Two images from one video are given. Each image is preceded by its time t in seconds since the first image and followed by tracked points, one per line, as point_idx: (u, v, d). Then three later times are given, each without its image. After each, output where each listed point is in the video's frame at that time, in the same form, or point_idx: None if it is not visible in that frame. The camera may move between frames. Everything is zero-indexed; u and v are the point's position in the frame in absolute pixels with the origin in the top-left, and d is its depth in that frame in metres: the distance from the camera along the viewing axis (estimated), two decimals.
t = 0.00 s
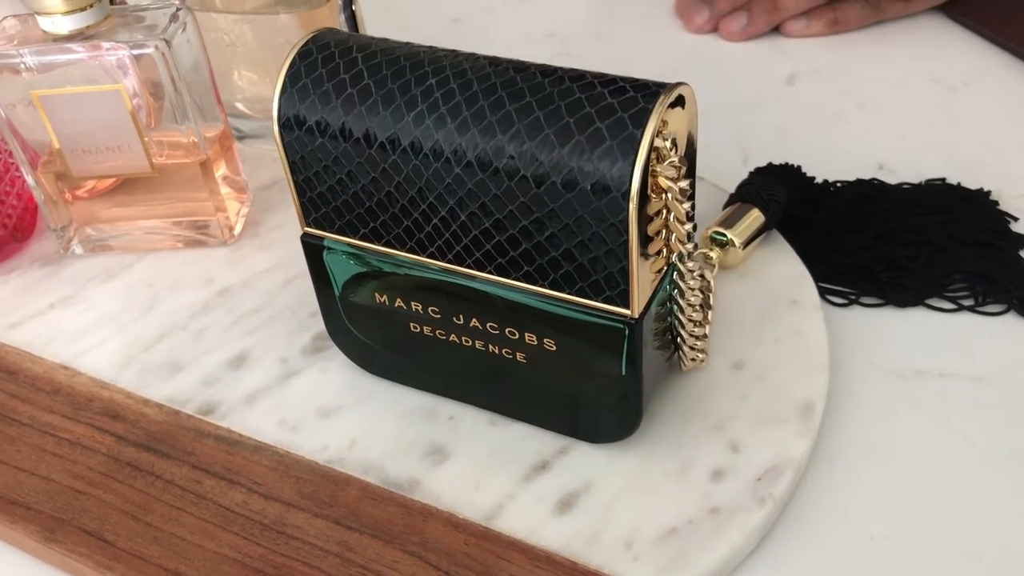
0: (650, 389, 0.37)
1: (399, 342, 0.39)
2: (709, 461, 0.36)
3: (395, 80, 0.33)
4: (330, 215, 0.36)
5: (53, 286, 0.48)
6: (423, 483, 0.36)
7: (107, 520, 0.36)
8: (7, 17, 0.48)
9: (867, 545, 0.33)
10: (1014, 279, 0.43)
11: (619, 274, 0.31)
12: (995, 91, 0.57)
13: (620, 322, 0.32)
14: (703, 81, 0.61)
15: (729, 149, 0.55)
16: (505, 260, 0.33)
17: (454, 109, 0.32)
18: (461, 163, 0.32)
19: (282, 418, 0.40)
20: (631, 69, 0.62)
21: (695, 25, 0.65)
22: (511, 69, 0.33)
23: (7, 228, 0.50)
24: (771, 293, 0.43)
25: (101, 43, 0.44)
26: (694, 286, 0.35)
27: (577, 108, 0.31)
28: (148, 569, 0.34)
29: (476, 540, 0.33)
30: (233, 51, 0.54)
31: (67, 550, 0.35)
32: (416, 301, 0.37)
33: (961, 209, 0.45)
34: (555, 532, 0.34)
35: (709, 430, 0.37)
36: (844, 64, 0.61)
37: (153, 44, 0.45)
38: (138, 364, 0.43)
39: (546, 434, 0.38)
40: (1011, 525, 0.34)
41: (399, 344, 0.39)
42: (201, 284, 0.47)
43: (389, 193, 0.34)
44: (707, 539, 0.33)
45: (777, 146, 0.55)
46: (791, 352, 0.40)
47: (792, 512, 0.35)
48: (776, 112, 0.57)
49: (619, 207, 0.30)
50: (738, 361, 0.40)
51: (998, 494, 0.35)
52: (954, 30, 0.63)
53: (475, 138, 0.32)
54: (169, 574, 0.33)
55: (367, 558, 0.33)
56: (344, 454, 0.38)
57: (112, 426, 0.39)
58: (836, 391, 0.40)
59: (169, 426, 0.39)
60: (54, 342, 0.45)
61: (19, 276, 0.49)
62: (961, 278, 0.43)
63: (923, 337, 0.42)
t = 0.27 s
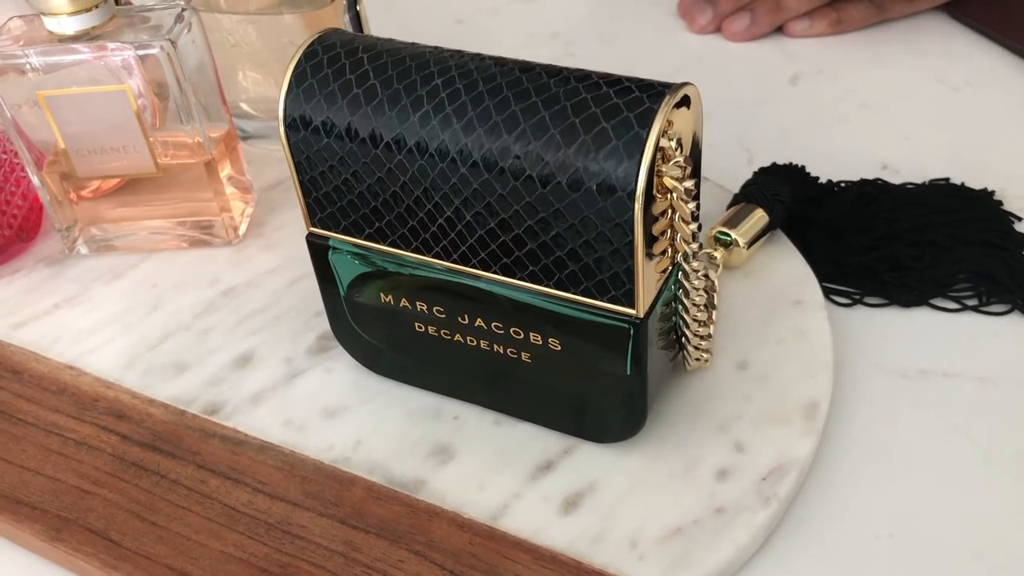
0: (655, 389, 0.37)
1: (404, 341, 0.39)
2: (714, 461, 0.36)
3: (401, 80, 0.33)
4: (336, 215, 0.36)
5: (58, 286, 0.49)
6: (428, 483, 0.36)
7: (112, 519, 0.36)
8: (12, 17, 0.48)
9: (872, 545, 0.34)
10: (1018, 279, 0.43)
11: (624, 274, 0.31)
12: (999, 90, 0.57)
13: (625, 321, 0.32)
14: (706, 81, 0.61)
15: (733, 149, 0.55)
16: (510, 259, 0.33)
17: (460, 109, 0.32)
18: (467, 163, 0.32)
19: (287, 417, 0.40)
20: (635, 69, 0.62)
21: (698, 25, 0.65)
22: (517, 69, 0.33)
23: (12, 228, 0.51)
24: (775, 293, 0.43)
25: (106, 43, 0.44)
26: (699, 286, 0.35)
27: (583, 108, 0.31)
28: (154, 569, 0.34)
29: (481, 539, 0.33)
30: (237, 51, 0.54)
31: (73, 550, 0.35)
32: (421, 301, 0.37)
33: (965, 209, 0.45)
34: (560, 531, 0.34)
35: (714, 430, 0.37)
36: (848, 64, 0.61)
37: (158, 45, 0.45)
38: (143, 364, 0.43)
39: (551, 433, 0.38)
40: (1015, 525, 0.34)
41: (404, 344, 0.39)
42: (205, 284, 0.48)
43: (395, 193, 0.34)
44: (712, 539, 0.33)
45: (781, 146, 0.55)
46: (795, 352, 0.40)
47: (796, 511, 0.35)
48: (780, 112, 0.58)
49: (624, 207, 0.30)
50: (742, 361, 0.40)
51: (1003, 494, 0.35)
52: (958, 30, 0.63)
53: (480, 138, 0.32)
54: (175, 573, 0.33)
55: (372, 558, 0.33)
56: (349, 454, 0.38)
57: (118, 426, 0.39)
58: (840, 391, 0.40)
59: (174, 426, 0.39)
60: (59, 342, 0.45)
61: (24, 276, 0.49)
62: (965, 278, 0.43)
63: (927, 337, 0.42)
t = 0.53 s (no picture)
0: (656, 391, 0.37)
1: (405, 344, 0.39)
2: (715, 463, 0.36)
3: (402, 83, 0.33)
4: (337, 218, 0.36)
5: (59, 288, 0.49)
6: (429, 485, 0.36)
7: (113, 522, 0.36)
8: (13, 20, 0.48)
9: (873, 547, 0.34)
10: (1019, 281, 0.43)
11: (625, 277, 0.31)
12: (1000, 92, 0.57)
13: (626, 324, 0.32)
14: (707, 82, 0.61)
15: (734, 151, 0.55)
16: (511, 262, 0.33)
17: (461, 112, 0.32)
18: (468, 166, 0.32)
19: (288, 420, 0.40)
20: (635, 71, 0.62)
21: (699, 26, 0.65)
22: (517, 72, 0.33)
23: (13, 230, 0.51)
24: (776, 295, 0.43)
25: (107, 46, 0.44)
26: (700, 289, 0.35)
27: (584, 112, 0.31)
28: (155, 571, 0.34)
29: (482, 542, 0.34)
30: (239, 53, 0.54)
31: (74, 552, 0.35)
32: (422, 304, 0.37)
33: (966, 211, 0.45)
34: (561, 534, 0.34)
35: (715, 433, 0.37)
36: (849, 66, 0.61)
37: (159, 48, 0.45)
38: (145, 366, 0.43)
39: (552, 436, 0.38)
40: (1017, 528, 0.34)
41: (405, 347, 0.39)
42: (206, 286, 0.48)
43: (396, 196, 0.34)
44: (713, 541, 0.33)
45: (782, 148, 0.55)
46: (796, 355, 0.40)
47: (797, 514, 0.35)
48: (781, 114, 0.58)
49: (625, 210, 0.30)
50: (743, 363, 0.40)
51: (1004, 496, 0.35)
52: (959, 31, 0.63)
53: (481, 141, 0.32)
54: None
55: (373, 560, 0.33)
56: (350, 457, 0.38)
57: (119, 428, 0.39)
58: (842, 393, 0.40)
59: (175, 428, 0.39)
60: (60, 344, 0.45)
61: (26, 278, 0.50)
62: (966, 280, 0.43)
63: (928, 339, 0.42)
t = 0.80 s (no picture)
0: (656, 389, 0.37)
1: (404, 341, 0.39)
2: (715, 461, 0.36)
3: (402, 79, 0.33)
4: (336, 215, 0.36)
5: (58, 287, 0.48)
6: (428, 483, 0.36)
7: (112, 520, 0.36)
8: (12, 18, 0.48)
9: (873, 546, 0.33)
10: (1019, 279, 0.42)
11: (625, 273, 0.31)
12: (999, 90, 0.57)
13: (626, 321, 0.32)
14: (707, 81, 0.61)
15: (734, 150, 0.55)
16: (510, 259, 0.33)
17: (460, 108, 0.32)
18: (467, 162, 0.32)
19: (288, 418, 0.40)
20: (635, 69, 0.62)
21: (699, 25, 0.65)
22: (517, 68, 0.33)
23: (12, 228, 0.50)
24: (776, 293, 0.43)
25: (107, 43, 0.44)
26: (700, 286, 0.35)
27: (583, 108, 0.31)
28: (154, 569, 0.34)
29: (482, 539, 0.33)
30: (238, 51, 0.54)
31: (73, 550, 0.35)
32: (421, 301, 0.37)
33: (966, 209, 0.45)
34: (560, 532, 0.34)
35: (715, 431, 0.37)
36: (848, 64, 0.61)
37: (157, 45, 0.45)
38: (144, 364, 0.43)
39: (552, 434, 0.38)
40: (1018, 525, 0.34)
41: (405, 344, 0.39)
42: (206, 285, 0.47)
43: (395, 192, 0.34)
44: (713, 539, 0.33)
45: (782, 147, 0.55)
46: (797, 352, 0.40)
47: (798, 512, 0.35)
48: (781, 112, 0.57)
49: (625, 206, 0.30)
50: (743, 361, 0.40)
51: (1005, 495, 0.35)
52: (958, 29, 0.63)
53: (481, 137, 0.32)
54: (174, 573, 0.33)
55: (372, 558, 0.33)
56: (350, 455, 0.38)
57: (118, 426, 0.39)
58: (842, 391, 0.40)
59: (174, 426, 0.39)
60: (59, 342, 0.45)
61: (25, 276, 0.49)
62: (966, 278, 0.43)
63: (929, 338, 0.42)
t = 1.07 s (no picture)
0: (653, 393, 0.37)
1: (402, 346, 0.39)
2: (713, 465, 0.36)
3: (399, 85, 0.33)
4: (334, 220, 0.36)
5: (57, 290, 0.49)
6: (426, 487, 0.36)
7: (111, 523, 0.36)
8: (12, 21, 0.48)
9: (870, 550, 0.33)
10: (1017, 283, 0.42)
11: (622, 279, 0.31)
12: (998, 94, 0.57)
13: (623, 326, 0.32)
14: (706, 84, 0.61)
15: (732, 153, 0.55)
16: (508, 265, 0.33)
17: (458, 114, 0.32)
18: (465, 168, 0.32)
19: (286, 421, 0.40)
20: (634, 72, 0.62)
21: (697, 28, 0.65)
22: (514, 74, 0.33)
23: (11, 232, 0.51)
24: (774, 297, 0.43)
25: (106, 47, 0.44)
26: (698, 291, 0.35)
27: (580, 114, 0.31)
28: (152, 573, 0.34)
29: (479, 544, 0.34)
30: (236, 55, 0.54)
31: (71, 554, 0.35)
32: (419, 305, 0.37)
33: (964, 213, 0.45)
34: (558, 536, 0.34)
35: (712, 435, 0.37)
36: (847, 67, 0.61)
37: (157, 49, 0.45)
38: (143, 368, 0.43)
39: (549, 438, 0.38)
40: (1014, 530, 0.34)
41: (403, 349, 0.39)
42: (205, 288, 0.48)
43: (393, 198, 0.34)
44: (710, 543, 0.33)
45: (780, 150, 0.55)
46: (794, 356, 0.40)
47: (795, 516, 0.35)
48: (779, 116, 0.58)
49: (622, 212, 0.30)
50: (741, 365, 0.40)
51: (1001, 499, 0.35)
52: (957, 33, 0.63)
53: (478, 143, 0.32)
54: None
55: (370, 562, 0.33)
56: (348, 459, 0.38)
57: (117, 430, 0.39)
58: (839, 395, 0.40)
59: (173, 430, 0.39)
60: (58, 345, 0.45)
61: (24, 279, 0.50)
62: (964, 282, 0.43)
63: (926, 342, 0.42)
